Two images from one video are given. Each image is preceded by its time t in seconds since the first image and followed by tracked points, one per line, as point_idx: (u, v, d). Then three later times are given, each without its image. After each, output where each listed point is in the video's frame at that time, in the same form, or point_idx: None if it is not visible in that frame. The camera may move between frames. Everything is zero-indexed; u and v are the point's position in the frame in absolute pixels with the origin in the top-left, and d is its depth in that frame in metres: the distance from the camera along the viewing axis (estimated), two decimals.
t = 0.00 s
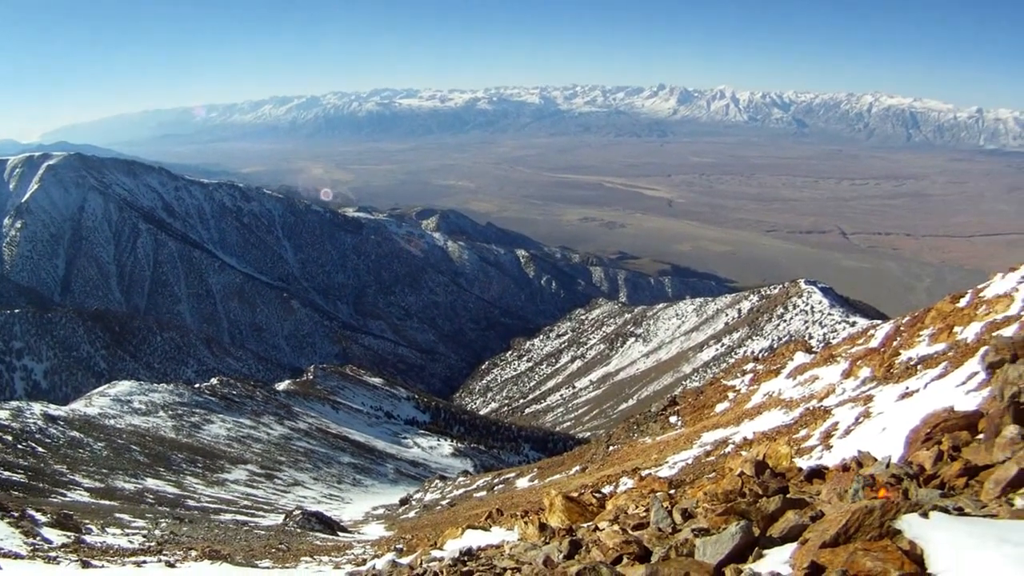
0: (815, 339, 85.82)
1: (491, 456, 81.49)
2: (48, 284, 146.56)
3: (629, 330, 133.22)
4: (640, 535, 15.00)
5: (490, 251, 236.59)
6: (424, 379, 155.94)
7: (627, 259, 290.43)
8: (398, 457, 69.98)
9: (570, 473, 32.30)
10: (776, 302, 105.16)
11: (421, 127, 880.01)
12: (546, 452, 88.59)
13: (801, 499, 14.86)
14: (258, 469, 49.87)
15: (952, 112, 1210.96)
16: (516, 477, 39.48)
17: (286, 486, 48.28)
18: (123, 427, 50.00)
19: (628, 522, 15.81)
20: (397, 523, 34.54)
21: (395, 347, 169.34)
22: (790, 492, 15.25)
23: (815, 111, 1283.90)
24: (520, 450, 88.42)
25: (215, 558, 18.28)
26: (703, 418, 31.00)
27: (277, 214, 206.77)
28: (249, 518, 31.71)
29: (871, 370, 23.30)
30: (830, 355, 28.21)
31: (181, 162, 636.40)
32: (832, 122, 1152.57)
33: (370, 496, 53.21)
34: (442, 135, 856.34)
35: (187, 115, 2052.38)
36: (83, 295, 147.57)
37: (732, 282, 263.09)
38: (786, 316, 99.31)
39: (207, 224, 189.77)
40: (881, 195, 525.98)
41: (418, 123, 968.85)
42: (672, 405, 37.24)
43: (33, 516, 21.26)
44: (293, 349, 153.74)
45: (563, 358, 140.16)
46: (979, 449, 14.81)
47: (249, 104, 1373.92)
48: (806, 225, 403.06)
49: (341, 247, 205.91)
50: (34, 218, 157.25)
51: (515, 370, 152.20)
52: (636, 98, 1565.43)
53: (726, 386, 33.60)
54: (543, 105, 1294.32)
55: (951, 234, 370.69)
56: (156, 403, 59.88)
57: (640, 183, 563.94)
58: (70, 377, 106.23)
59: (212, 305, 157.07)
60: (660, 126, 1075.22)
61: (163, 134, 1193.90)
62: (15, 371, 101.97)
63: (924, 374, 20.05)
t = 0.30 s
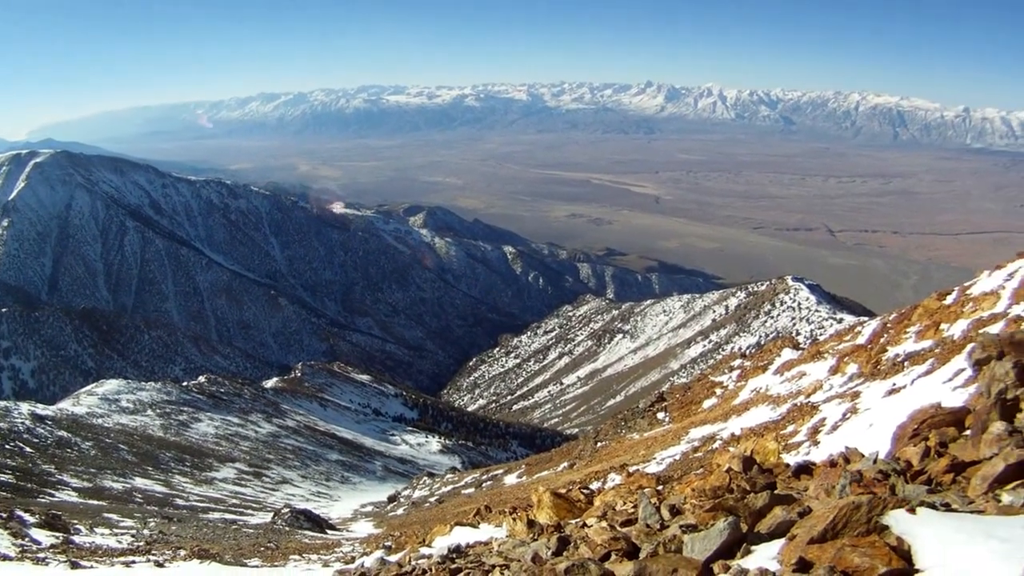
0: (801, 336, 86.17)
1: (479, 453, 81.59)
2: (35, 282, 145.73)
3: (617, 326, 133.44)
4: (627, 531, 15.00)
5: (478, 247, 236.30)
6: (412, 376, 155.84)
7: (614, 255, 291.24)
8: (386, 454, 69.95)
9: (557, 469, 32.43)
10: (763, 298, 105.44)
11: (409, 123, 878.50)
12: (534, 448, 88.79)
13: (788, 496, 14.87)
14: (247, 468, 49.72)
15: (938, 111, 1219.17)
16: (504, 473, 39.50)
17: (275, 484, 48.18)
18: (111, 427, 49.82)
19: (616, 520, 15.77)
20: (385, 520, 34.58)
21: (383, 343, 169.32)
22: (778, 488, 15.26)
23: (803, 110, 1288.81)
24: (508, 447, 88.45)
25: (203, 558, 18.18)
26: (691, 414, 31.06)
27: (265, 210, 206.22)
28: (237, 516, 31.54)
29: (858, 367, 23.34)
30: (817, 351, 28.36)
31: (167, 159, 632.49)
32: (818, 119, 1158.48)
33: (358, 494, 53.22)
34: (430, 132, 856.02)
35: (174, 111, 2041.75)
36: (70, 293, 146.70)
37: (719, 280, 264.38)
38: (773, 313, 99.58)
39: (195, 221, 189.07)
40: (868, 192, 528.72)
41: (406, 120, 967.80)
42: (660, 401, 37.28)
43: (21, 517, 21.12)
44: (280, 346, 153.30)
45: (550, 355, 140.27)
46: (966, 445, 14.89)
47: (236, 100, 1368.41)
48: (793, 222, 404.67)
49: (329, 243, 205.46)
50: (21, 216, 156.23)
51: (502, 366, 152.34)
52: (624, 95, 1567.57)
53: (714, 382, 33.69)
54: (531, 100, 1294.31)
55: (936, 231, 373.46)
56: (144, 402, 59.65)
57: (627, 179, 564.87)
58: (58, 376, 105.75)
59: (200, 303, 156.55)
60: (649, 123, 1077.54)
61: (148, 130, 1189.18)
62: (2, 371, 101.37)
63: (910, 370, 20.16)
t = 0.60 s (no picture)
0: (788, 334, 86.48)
1: (467, 451, 81.48)
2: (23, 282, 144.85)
3: (604, 324, 133.59)
4: (616, 530, 14.96)
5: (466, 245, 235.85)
6: (400, 375, 155.73)
7: (601, 254, 291.15)
8: (374, 453, 69.78)
9: (546, 467, 32.41)
10: (751, 297, 105.61)
11: (398, 121, 876.77)
12: (522, 446, 88.71)
13: (777, 492, 14.89)
14: (235, 467, 49.58)
15: (925, 110, 1226.17)
16: (493, 471, 39.51)
17: (263, 483, 48.07)
18: (98, 427, 49.60)
19: (605, 517, 15.74)
20: (374, 519, 34.58)
21: (371, 342, 169.07)
22: (764, 486, 15.32)
23: (791, 109, 1293.93)
24: (497, 445, 88.42)
25: (193, 558, 18.11)
26: (679, 412, 31.14)
27: (253, 209, 205.65)
28: (226, 516, 31.52)
29: (846, 365, 23.41)
30: (804, 349, 28.43)
31: (152, 157, 628.30)
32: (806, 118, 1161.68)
33: (347, 493, 53.10)
34: (419, 130, 854.26)
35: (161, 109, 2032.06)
36: (58, 293, 145.88)
37: (707, 278, 264.74)
38: (761, 311, 99.95)
39: (183, 220, 188.41)
40: (855, 191, 530.70)
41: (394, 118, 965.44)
42: (648, 398, 37.32)
43: (8, 519, 20.95)
44: (268, 345, 152.93)
45: (538, 353, 140.34)
46: (953, 442, 14.95)
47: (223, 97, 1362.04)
48: (781, 220, 405.43)
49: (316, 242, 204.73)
50: (8, 215, 155.16)
51: (490, 365, 152.33)
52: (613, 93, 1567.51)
53: (701, 380, 33.79)
54: (520, 99, 1293.58)
55: (922, 230, 375.09)
56: (132, 402, 59.43)
57: (615, 178, 565.65)
58: (46, 376, 105.33)
59: (187, 303, 156.03)
60: (637, 121, 1079.68)
61: (134, 129, 1182.66)
62: None
63: (898, 367, 20.25)
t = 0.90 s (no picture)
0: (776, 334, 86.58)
1: (455, 451, 81.42)
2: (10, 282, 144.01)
3: (592, 324, 133.69)
4: (603, 529, 14.98)
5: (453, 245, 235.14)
6: (388, 376, 155.47)
7: (589, 254, 291.13)
8: (361, 454, 69.67)
9: (534, 467, 32.44)
10: (739, 297, 105.56)
11: (387, 121, 875.01)
12: (510, 447, 88.62)
13: (763, 493, 14.92)
14: (223, 468, 49.44)
15: (914, 110, 1232.18)
16: (482, 471, 39.46)
17: (251, 484, 47.92)
18: (86, 428, 49.42)
19: (593, 517, 15.74)
20: (363, 520, 34.52)
21: (359, 342, 168.78)
22: (752, 485, 15.33)
23: (779, 111, 1295.39)
24: (485, 446, 88.27)
25: (181, 559, 18.03)
26: (668, 411, 31.16)
27: (240, 209, 205.08)
28: (215, 518, 31.40)
29: (833, 364, 23.47)
30: (791, 349, 28.52)
31: (137, 156, 623.61)
32: (794, 119, 1165.31)
33: (335, 494, 52.98)
34: (408, 130, 852.64)
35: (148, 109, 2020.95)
36: (45, 294, 145.11)
37: (694, 278, 265.16)
38: (748, 311, 100.12)
39: (171, 220, 187.78)
40: (843, 191, 532.83)
41: (382, 118, 963.45)
42: (637, 398, 37.35)
43: None
44: (256, 346, 152.40)
45: (525, 354, 140.38)
46: (939, 442, 15.01)
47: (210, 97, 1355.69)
48: (769, 220, 406.31)
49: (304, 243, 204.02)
50: None
51: (478, 365, 152.26)
52: (601, 93, 1569.66)
53: (689, 379, 33.88)
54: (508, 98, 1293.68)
55: (909, 230, 376.76)
56: (120, 403, 59.27)
57: (603, 178, 565.64)
58: (33, 377, 105.04)
59: (175, 304, 155.38)
60: (625, 121, 1078.97)
61: (121, 130, 1177.29)
62: None
63: (885, 366, 20.32)
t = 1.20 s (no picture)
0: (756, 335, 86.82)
1: (438, 454, 81.55)
2: None
3: (575, 325, 133.95)
4: (587, 531, 14.98)
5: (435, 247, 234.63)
6: (370, 378, 155.18)
7: (571, 255, 291.36)
8: (345, 457, 69.43)
9: (516, 469, 32.41)
10: (720, 297, 105.72)
11: (369, 123, 872.32)
12: (493, 448, 88.58)
13: (745, 492, 14.98)
14: (206, 472, 49.29)
15: (894, 111, 1241.13)
16: (464, 474, 39.39)
17: (235, 488, 47.81)
18: (69, 433, 49.14)
19: (576, 518, 15.73)
20: (346, 523, 34.42)
21: (341, 345, 168.44)
22: (734, 484, 15.42)
23: (760, 112, 1300.35)
24: (467, 448, 88.13)
25: (165, 563, 17.91)
26: (650, 412, 31.15)
27: (222, 212, 204.45)
28: (197, 522, 31.36)
29: (814, 364, 23.54)
30: (773, 349, 28.64)
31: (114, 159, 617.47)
32: (775, 120, 1169.95)
33: (320, 496, 52.90)
34: (390, 132, 850.12)
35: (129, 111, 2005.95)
36: (27, 297, 144.00)
37: (676, 279, 266.01)
38: (730, 311, 100.16)
39: (153, 223, 187.04)
40: (823, 192, 535.74)
41: (364, 120, 959.84)
42: (618, 400, 37.38)
43: None
44: (238, 349, 151.71)
45: (507, 356, 140.38)
46: (920, 440, 15.09)
47: (191, 98, 1345.87)
48: (750, 221, 407.68)
49: (285, 245, 203.11)
50: None
51: (460, 367, 152.10)
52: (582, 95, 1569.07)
53: (671, 381, 33.89)
54: (490, 100, 1291.90)
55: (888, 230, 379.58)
56: (102, 407, 59.02)
57: (585, 179, 566.08)
58: (16, 380, 104.19)
59: (157, 307, 154.63)
60: (607, 123, 1080.50)
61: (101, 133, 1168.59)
62: None
63: (868, 366, 20.38)
